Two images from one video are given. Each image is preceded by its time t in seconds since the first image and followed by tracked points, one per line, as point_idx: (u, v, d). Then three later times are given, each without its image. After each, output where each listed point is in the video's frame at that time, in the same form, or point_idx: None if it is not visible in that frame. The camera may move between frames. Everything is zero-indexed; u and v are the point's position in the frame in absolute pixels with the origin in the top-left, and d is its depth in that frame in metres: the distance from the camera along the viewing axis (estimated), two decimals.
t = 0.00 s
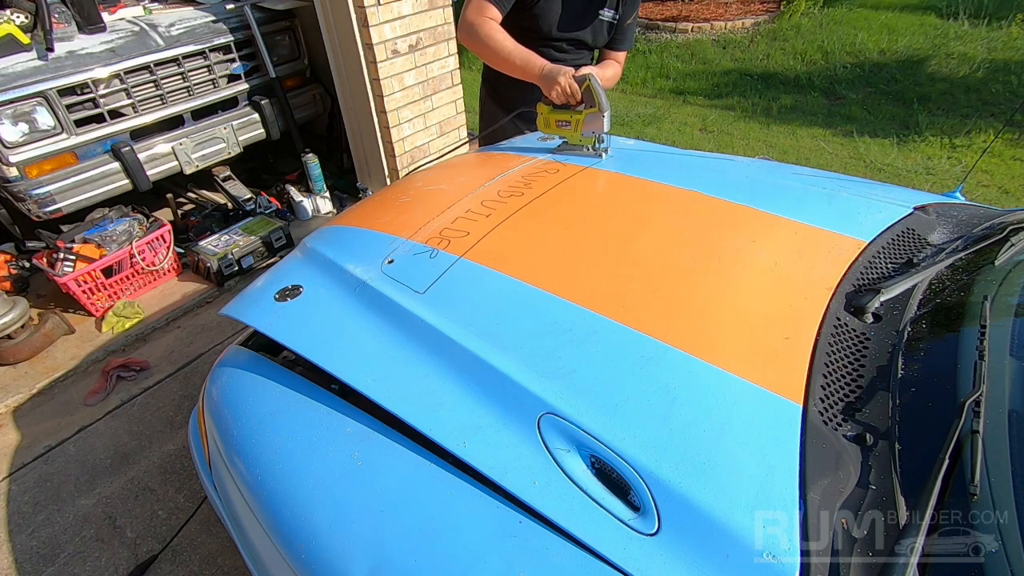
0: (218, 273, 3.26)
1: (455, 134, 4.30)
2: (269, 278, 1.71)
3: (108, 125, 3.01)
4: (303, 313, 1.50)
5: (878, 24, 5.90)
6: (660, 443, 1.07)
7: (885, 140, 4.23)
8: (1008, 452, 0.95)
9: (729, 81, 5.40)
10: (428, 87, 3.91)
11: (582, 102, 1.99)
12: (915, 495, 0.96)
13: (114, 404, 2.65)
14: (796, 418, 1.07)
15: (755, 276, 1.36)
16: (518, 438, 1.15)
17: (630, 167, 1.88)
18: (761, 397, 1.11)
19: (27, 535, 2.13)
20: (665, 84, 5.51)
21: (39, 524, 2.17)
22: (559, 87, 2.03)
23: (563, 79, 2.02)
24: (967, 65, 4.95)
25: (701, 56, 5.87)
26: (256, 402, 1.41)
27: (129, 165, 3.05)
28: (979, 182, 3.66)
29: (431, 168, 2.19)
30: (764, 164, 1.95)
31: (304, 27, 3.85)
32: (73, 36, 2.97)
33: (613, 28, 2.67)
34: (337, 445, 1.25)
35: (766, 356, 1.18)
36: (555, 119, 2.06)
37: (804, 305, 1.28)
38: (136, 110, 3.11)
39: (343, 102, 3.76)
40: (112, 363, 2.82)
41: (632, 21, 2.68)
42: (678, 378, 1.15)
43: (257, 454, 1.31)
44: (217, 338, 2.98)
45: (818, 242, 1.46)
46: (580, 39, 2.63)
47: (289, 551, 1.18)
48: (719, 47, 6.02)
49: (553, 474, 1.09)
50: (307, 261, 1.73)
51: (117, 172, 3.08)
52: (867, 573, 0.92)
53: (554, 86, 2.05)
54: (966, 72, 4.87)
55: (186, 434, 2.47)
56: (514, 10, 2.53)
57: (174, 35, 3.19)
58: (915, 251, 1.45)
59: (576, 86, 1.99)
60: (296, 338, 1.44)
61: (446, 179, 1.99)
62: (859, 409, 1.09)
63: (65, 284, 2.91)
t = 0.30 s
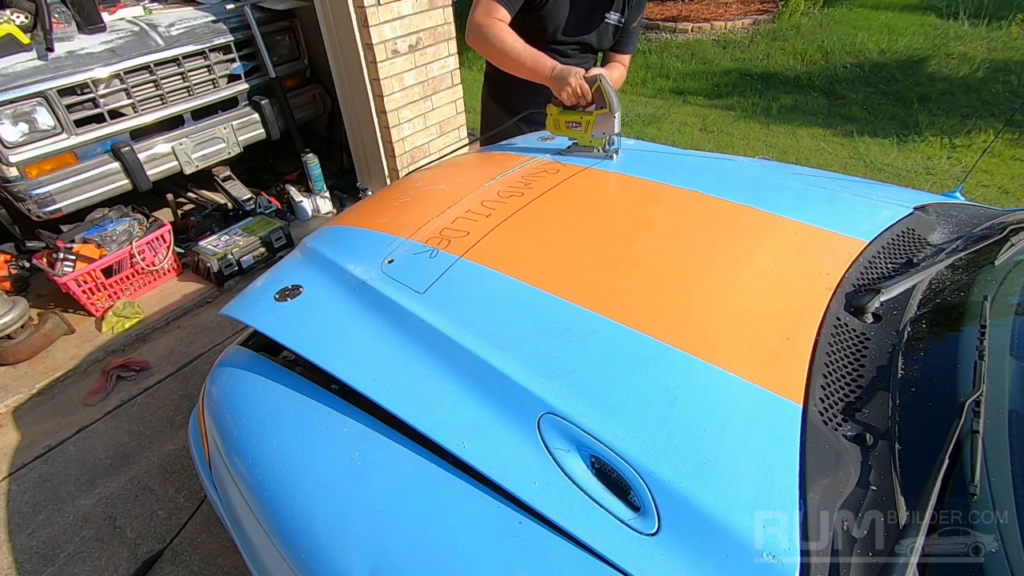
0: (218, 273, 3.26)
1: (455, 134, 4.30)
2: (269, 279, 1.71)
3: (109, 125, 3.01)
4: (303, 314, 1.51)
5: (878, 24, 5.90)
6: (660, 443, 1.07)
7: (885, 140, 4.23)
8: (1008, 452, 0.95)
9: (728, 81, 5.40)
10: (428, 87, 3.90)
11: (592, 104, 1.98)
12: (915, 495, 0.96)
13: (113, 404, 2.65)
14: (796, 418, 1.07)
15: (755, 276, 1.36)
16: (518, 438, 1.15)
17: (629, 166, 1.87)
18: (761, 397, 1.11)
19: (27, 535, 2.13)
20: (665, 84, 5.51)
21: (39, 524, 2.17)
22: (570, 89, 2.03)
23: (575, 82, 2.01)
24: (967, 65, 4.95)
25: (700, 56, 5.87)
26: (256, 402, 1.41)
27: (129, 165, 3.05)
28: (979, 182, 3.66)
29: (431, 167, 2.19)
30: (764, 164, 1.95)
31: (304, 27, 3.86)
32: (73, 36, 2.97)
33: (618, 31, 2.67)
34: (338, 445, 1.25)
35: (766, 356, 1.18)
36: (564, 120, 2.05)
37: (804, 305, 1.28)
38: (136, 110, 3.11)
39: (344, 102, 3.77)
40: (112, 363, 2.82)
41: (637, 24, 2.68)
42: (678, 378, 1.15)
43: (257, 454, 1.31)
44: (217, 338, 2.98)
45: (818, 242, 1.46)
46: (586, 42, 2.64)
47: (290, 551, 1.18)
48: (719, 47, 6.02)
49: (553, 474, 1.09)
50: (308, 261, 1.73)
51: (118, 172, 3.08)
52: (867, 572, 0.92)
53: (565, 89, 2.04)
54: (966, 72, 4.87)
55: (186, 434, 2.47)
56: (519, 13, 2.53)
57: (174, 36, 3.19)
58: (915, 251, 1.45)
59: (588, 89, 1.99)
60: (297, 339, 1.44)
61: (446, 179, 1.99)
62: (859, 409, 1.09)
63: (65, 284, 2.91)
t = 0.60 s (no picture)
0: (218, 273, 3.27)
1: (455, 134, 4.29)
2: (271, 283, 1.72)
3: (108, 125, 3.02)
4: (305, 317, 1.51)
5: (878, 24, 5.90)
6: (660, 444, 1.07)
7: (885, 140, 4.23)
8: (1007, 452, 0.95)
9: (728, 81, 5.40)
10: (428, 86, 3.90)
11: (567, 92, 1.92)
12: (914, 495, 0.96)
13: (113, 404, 2.65)
14: (796, 418, 1.07)
15: (755, 276, 1.36)
16: (519, 439, 1.15)
17: (629, 164, 1.87)
18: (761, 397, 1.11)
19: (27, 535, 2.14)
20: (665, 84, 5.51)
21: (39, 524, 2.17)
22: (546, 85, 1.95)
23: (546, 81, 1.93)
24: (967, 65, 4.95)
25: (701, 56, 5.87)
26: (257, 403, 1.41)
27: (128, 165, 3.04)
28: (979, 182, 3.65)
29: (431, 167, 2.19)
30: (765, 163, 1.95)
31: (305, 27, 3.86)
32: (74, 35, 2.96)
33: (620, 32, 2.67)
34: (338, 445, 1.25)
35: (766, 355, 1.18)
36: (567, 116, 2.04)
37: (804, 305, 1.28)
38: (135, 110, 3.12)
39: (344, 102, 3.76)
40: (112, 363, 2.82)
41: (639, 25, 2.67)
42: (678, 379, 1.15)
43: (257, 455, 1.31)
44: (217, 338, 2.98)
45: (818, 241, 1.46)
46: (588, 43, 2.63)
47: (290, 551, 1.18)
48: (719, 47, 6.02)
49: (553, 475, 1.09)
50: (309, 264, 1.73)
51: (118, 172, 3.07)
52: (866, 573, 0.92)
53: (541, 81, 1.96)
54: (966, 72, 4.87)
55: (186, 434, 2.47)
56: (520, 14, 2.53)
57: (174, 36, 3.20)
58: (915, 251, 1.45)
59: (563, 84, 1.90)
60: (298, 341, 1.44)
61: (446, 179, 1.99)
62: (859, 409, 1.09)
63: (65, 284, 2.93)
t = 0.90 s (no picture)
0: (218, 273, 3.28)
1: (455, 134, 4.29)
2: (271, 283, 1.72)
3: (108, 125, 3.01)
4: (304, 317, 1.51)
5: (878, 24, 5.90)
6: (660, 443, 1.07)
7: (885, 140, 4.23)
8: (1007, 451, 0.95)
9: (728, 81, 5.40)
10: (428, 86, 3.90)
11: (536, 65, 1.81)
12: (915, 494, 0.96)
13: (113, 404, 2.65)
14: (796, 418, 1.07)
15: (755, 276, 1.36)
16: (519, 439, 1.15)
17: (629, 164, 1.87)
18: (761, 397, 1.11)
19: (27, 535, 2.14)
20: (665, 84, 5.51)
21: (39, 524, 2.17)
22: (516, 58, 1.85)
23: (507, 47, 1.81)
24: (967, 65, 4.95)
25: (701, 56, 5.87)
26: (257, 402, 1.41)
27: (129, 165, 2.88)
28: (979, 182, 3.65)
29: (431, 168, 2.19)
30: (765, 163, 1.95)
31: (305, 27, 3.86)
32: (73, 35, 3.04)
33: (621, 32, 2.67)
34: (338, 445, 1.25)
35: (766, 355, 1.18)
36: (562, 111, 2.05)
37: (805, 305, 1.28)
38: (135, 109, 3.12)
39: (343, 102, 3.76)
40: (112, 363, 2.82)
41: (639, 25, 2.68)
42: (678, 379, 1.15)
43: (257, 454, 1.31)
44: (217, 338, 2.98)
45: (818, 242, 1.46)
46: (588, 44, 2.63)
47: (289, 551, 1.18)
48: (719, 47, 6.02)
49: (554, 475, 1.09)
50: (308, 264, 1.73)
51: (117, 172, 3.07)
52: (866, 572, 0.92)
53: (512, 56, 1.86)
54: (966, 72, 4.87)
55: (186, 434, 2.47)
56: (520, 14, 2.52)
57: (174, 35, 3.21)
58: (915, 251, 1.45)
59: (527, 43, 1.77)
60: (298, 342, 1.44)
61: (446, 179, 1.99)
62: (859, 409, 1.09)
63: (66, 284, 2.92)
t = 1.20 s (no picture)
0: (218, 273, 3.28)
1: (455, 134, 4.29)
2: (272, 284, 1.71)
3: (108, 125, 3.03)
4: (306, 317, 1.51)
5: (878, 25, 5.90)
6: (660, 444, 1.07)
7: (885, 140, 4.23)
8: (1007, 451, 0.95)
9: (728, 81, 5.40)
10: (428, 86, 3.90)
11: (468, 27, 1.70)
12: (915, 495, 0.96)
13: (113, 404, 2.65)
14: (796, 417, 1.07)
15: (756, 276, 1.36)
16: (519, 439, 1.15)
17: (630, 164, 1.87)
18: (761, 397, 1.11)
19: (27, 535, 2.14)
20: (665, 84, 5.51)
21: (39, 524, 2.17)
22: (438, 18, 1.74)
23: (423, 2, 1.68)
24: (967, 65, 4.95)
25: (701, 56, 5.87)
26: (257, 403, 1.41)
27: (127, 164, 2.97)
28: (979, 182, 3.65)
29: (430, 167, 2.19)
30: (765, 163, 1.95)
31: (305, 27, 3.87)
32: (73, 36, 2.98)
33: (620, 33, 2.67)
34: (338, 445, 1.25)
35: (766, 355, 1.18)
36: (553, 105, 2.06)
37: (805, 305, 1.28)
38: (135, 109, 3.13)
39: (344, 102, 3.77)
40: (112, 363, 2.82)
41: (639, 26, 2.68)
42: (678, 379, 1.15)
43: (257, 454, 1.31)
44: (217, 338, 2.98)
45: (818, 242, 1.46)
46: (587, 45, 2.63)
47: (289, 551, 1.18)
48: (719, 47, 6.01)
49: (553, 475, 1.10)
50: (309, 266, 1.73)
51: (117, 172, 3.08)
52: (866, 572, 0.92)
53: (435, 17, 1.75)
54: (966, 72, 4.87)
55: (186, 434, 2.47)
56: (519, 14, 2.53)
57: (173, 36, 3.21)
58: (915, 251, 1.45)
59: None
60: (298, 342, 1.44)
61: (447, 179, 1.99)
62: (859, 409, 1.09)
63: (66, 284, 2.93)
